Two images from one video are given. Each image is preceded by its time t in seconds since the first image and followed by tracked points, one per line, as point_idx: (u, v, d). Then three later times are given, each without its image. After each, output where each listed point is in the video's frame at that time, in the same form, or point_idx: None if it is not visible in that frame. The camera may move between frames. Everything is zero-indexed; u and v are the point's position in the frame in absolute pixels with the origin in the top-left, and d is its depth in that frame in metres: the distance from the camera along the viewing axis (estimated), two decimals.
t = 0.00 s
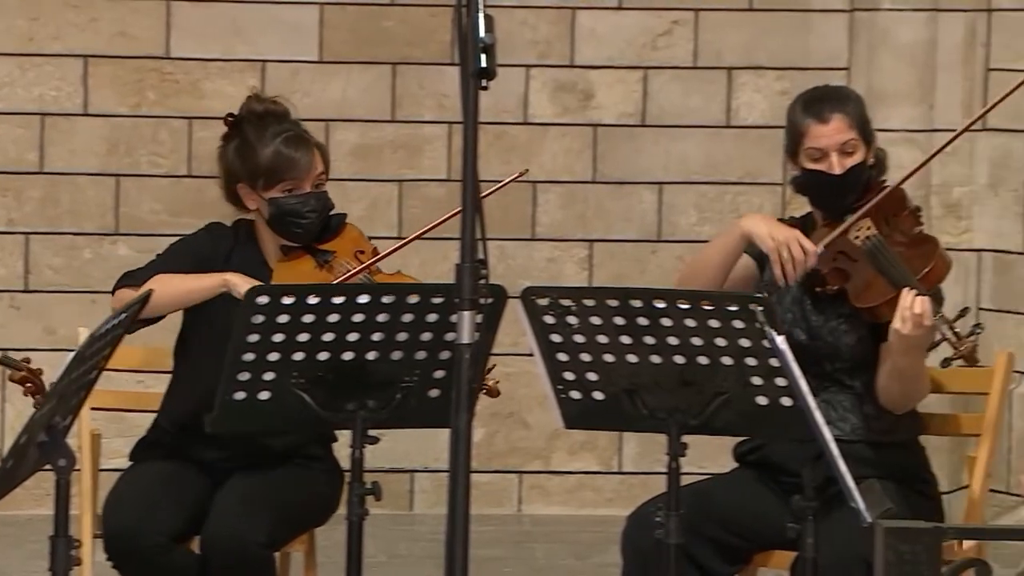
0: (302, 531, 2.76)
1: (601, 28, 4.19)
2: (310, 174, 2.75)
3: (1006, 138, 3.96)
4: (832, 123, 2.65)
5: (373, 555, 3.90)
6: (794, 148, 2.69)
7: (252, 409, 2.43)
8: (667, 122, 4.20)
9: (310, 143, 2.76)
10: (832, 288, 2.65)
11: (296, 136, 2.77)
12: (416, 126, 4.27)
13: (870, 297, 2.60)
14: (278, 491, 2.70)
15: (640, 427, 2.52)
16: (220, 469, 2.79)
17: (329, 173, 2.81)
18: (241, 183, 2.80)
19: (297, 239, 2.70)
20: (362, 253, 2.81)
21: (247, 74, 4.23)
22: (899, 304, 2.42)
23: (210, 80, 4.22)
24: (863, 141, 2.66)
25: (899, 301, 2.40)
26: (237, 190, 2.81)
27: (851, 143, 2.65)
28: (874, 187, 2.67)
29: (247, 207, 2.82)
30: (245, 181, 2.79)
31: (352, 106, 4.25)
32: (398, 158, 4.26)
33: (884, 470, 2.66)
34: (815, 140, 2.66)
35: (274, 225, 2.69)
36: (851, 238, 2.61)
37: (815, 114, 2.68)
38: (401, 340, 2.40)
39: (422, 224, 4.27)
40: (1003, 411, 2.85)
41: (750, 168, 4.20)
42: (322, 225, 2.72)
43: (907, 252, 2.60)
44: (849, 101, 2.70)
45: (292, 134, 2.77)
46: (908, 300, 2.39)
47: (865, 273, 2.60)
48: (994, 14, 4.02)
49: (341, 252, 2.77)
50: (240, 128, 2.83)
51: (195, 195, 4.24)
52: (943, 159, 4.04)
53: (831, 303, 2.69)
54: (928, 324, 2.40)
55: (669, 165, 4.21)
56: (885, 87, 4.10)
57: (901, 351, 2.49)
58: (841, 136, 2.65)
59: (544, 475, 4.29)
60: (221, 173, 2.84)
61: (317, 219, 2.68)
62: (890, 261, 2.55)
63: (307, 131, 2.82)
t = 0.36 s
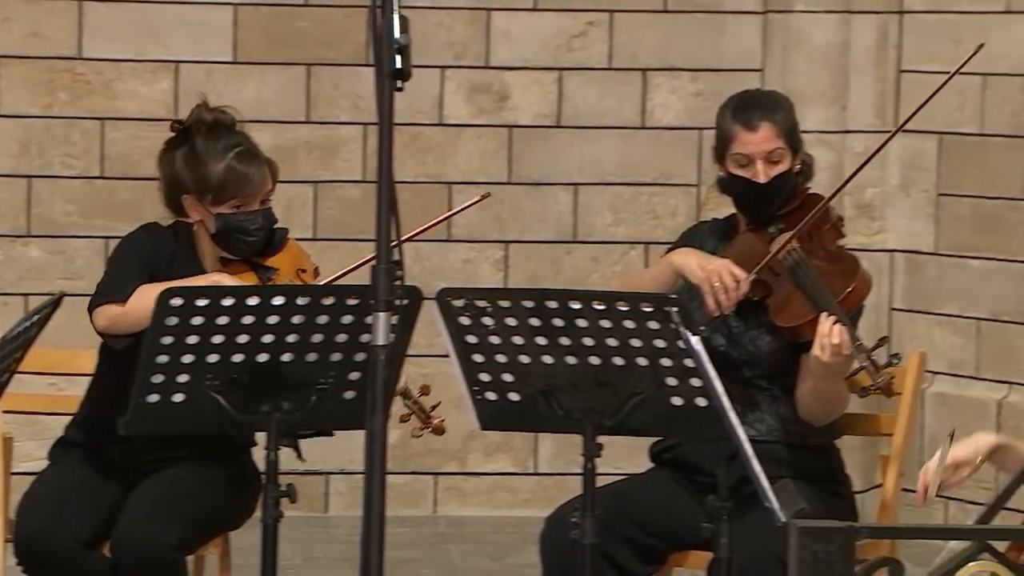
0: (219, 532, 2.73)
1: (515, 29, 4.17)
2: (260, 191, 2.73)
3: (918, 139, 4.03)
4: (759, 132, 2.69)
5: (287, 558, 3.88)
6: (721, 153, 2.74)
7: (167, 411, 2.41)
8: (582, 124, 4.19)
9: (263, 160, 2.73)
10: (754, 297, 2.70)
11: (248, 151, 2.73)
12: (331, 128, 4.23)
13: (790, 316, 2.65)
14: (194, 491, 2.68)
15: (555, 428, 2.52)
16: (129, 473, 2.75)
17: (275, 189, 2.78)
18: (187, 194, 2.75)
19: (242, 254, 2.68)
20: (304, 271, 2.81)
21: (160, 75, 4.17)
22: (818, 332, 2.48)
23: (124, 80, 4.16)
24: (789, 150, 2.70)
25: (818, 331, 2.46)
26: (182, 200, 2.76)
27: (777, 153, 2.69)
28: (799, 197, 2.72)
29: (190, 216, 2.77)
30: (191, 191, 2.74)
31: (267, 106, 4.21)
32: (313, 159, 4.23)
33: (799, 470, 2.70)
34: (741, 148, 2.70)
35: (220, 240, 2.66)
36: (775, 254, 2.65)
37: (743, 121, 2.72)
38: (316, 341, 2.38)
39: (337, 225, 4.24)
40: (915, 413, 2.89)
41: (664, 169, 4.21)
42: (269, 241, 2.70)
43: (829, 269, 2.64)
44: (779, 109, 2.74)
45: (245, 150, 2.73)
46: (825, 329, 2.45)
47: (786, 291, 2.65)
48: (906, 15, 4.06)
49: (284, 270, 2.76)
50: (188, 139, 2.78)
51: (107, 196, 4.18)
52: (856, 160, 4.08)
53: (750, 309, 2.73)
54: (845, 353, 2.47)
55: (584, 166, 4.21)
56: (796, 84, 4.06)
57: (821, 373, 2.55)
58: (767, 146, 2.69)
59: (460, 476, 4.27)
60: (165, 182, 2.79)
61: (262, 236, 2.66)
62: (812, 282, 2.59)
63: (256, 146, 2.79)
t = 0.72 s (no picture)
0: (125, 536, 2.70)
1: (423, 29, 4.15)
2: (179, 200, 2.69)
3: (823, 140, 4.07)
4: (686, 124, 2.75)
5: (194, 561, 3.84)
6: (647, 142, 2.79)
7: (72, 413, 2.37)
8: (490, 125, 4.19)
9: (182, 168, 2.70)
10: (660, 296, 2.72)
11: (165, 159, 2.70)
12: (238, 129, 4.18)
13: (691, 314, 2.67)
14: (100, 494, 2.64)
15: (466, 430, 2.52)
16: (34, 476, 2.69)
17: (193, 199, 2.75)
18: (103, 201, 2.70)
19: (160, 262, 2.63)
20: (219, 278, 2.81)
21: (65, 75, 4.11)
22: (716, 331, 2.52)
23: (27, 81, 4.09)
24: (712, 148, 2.76)
25: (717, 330, 2.50)
26: (99, 208, 2.71)
27: (701, 148, 2.75)
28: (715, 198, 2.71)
29: (105, 224, 2.72)
30: (109, 200, 2.69)
31: (172, 107, 4.15)
32: (220, 160, 4.18)
33: (702, 471, 2.74)
34: (666, 137, 2.75)
35: (137, 247, 2.62)
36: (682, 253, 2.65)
37: (673, 112, 2.77)
38: (223, 343, 2.35)
39: (244, 227, 4.20)
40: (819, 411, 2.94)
41: (572, 169, 4.21)
42: (187, 249, 2.67)
43: (733, 269, 2.65)
44: (711, 108, 2.79)
45: (162, 158, 2.70)
46: (723, 328, 2.50)
47: (689, 289, 2.66)
48: (811, 17, 4.10)
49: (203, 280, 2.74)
50: (105, 146, 2.74)
51: (11, 198, 4.11)
52: (763, 161, 4.12)
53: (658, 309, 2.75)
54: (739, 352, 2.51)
55: (492, 167, 4.20)
56: (705, 87, 4.09)
57: (716, 374, 2.58)
58: (693, 140, 2.75)
59: (368, 478, 4.25)
60: (80, 189, 2.73)
61: (180, 244, 2.63)
62: (716, 282, 2.61)
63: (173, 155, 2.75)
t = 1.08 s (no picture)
0: (24, 540, 2.67)
1: (329, 30, 4.13)
2: (52, 181, 2.64)
3: (728, 141, 4.12)
4: (615, 122, 2.77)
5: (97, 565, 3.78)
6: (575, 134, 2.81)
7: None
8: (397, 126, 4.16)
9: (54, 150, 2.66)
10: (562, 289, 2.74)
11: (37, 143, 2.66)
12: (142, 130, 4.13)
13: (589, 308, 2.68)
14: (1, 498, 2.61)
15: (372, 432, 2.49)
16: None
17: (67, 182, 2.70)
18: None
19: (35, 246, 2.61)
20: (100, 263, 2.78)
21: None
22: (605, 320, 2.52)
23: None
24: (637, 150, 2.78)
25: (604, 320, 2.49)
26: None
27: (626, 149, 2.77)
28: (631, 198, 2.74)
29: None
30: None
31: (75, 108, 4.09)
32: (124, 161, 4.12)
33: (606, 471, 2.79)
34: (593, 132, 2.77)
35: (11, 233, 2.59)
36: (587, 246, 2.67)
37: (604, 108, 2.79)
38: (127, 345, 2.31)
39: (148, 228, 4.13)
40: (726, 410, 2.97)
41: (479, 171, 4.20)
42: (63, 233, 2.65)
43: (633, 267, 2.65)
44: (642, 108, 2.81)
45: (34, 141, 2.66)
46: (610, 318, 2.49)
47: (589, 283, 2.68)
48: (715, 19, 4.11)
49: (81, 263, 2.72)
50: None
51: None
52: (668, 162, 4.09)
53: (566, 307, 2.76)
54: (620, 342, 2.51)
55: (399, 167, 4.18)
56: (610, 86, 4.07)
57: (599, 365, 2.60)
58: (619, 139, 2.76)
59: (273, 481, 4.22)
60: None
61: (56, 226, 2.61)
62: (613, 277, 2.63)
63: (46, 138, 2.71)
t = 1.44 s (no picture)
0: None
1: (242, 31, 4.10)
2: None
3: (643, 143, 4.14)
4: (549, 127, 2.78)
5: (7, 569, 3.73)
6: (512, 133, 2.83)
7: None
8: (311, 127, 4.14)
9: None
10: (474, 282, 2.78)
11: None
12: (53, 130, 4.07)
13: (495, 304, 2.70)
14: None
15: (289, 434, 2.48)
16: None
17: None
18: None
19: None
20: None
21: None
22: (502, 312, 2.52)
23: None
24: (569, 156, 2.80)
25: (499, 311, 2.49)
26: None
27: (558, 155, 2.79)
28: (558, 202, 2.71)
29: None
30: None
31: None
32: (34, 162, 4.06)
33: (520, 471, 2.83)
34: (529, 134, 2.79)
35: None
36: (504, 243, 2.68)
37: (543, 110, 2.80)
38: (39, 348, 2.28)
39: (59, 230, 4.08)
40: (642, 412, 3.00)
41: (393, 172, 4.18)
42: None
43: (542, 266, 2.64)
44: (580, 116, 2.82)
45: None
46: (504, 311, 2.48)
47: (498, 279, 2.70)
48: (629, 21, 4.12)
49: None
50: None
51: None
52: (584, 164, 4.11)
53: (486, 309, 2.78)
54: (510, 335, 2.51)
55: (313, 168, 4.15)
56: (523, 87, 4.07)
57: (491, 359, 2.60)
58: (552, 144, 2.78)
59: (187, 483, 4.18)
60: None
61: None
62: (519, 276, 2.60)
63: None
